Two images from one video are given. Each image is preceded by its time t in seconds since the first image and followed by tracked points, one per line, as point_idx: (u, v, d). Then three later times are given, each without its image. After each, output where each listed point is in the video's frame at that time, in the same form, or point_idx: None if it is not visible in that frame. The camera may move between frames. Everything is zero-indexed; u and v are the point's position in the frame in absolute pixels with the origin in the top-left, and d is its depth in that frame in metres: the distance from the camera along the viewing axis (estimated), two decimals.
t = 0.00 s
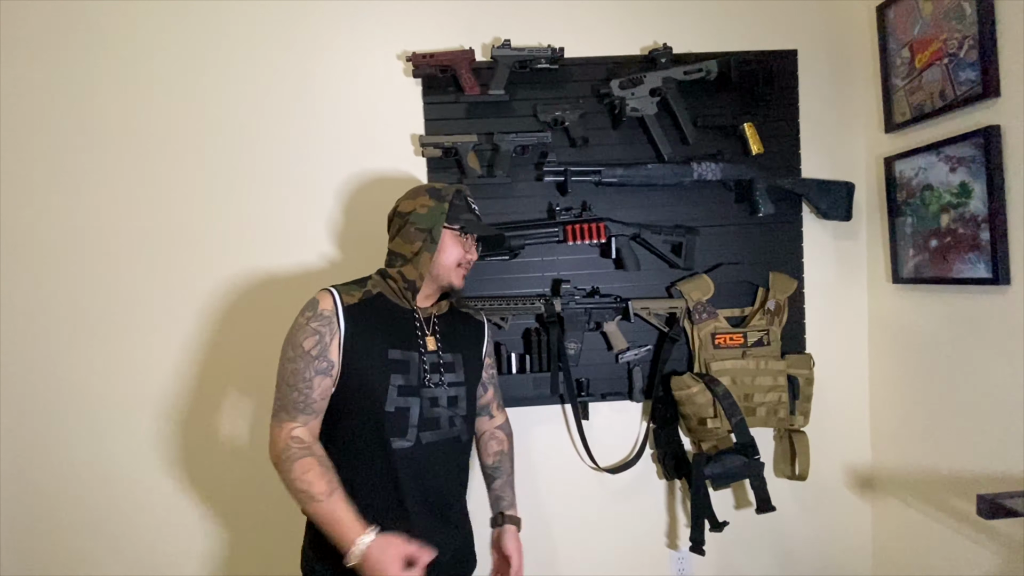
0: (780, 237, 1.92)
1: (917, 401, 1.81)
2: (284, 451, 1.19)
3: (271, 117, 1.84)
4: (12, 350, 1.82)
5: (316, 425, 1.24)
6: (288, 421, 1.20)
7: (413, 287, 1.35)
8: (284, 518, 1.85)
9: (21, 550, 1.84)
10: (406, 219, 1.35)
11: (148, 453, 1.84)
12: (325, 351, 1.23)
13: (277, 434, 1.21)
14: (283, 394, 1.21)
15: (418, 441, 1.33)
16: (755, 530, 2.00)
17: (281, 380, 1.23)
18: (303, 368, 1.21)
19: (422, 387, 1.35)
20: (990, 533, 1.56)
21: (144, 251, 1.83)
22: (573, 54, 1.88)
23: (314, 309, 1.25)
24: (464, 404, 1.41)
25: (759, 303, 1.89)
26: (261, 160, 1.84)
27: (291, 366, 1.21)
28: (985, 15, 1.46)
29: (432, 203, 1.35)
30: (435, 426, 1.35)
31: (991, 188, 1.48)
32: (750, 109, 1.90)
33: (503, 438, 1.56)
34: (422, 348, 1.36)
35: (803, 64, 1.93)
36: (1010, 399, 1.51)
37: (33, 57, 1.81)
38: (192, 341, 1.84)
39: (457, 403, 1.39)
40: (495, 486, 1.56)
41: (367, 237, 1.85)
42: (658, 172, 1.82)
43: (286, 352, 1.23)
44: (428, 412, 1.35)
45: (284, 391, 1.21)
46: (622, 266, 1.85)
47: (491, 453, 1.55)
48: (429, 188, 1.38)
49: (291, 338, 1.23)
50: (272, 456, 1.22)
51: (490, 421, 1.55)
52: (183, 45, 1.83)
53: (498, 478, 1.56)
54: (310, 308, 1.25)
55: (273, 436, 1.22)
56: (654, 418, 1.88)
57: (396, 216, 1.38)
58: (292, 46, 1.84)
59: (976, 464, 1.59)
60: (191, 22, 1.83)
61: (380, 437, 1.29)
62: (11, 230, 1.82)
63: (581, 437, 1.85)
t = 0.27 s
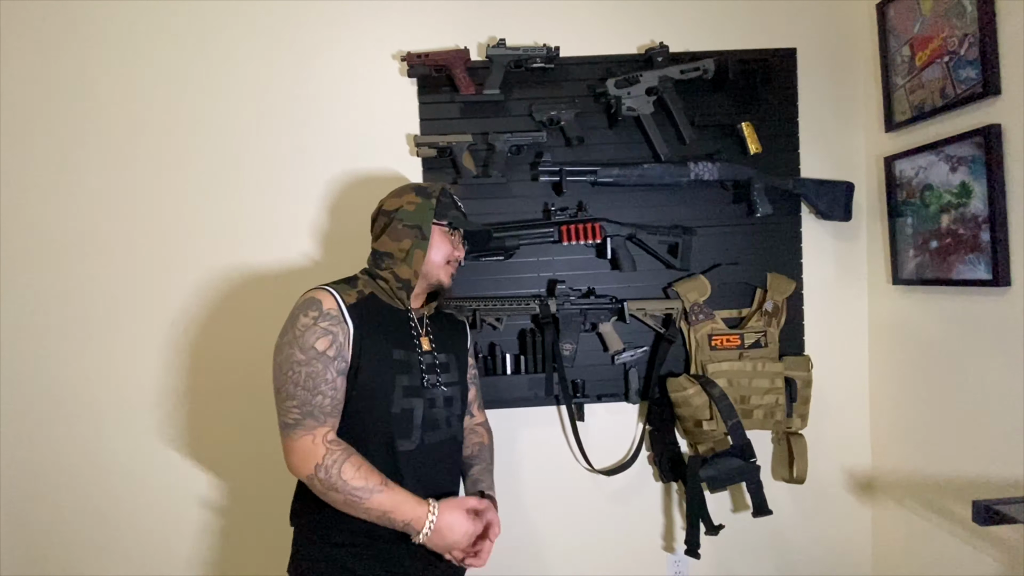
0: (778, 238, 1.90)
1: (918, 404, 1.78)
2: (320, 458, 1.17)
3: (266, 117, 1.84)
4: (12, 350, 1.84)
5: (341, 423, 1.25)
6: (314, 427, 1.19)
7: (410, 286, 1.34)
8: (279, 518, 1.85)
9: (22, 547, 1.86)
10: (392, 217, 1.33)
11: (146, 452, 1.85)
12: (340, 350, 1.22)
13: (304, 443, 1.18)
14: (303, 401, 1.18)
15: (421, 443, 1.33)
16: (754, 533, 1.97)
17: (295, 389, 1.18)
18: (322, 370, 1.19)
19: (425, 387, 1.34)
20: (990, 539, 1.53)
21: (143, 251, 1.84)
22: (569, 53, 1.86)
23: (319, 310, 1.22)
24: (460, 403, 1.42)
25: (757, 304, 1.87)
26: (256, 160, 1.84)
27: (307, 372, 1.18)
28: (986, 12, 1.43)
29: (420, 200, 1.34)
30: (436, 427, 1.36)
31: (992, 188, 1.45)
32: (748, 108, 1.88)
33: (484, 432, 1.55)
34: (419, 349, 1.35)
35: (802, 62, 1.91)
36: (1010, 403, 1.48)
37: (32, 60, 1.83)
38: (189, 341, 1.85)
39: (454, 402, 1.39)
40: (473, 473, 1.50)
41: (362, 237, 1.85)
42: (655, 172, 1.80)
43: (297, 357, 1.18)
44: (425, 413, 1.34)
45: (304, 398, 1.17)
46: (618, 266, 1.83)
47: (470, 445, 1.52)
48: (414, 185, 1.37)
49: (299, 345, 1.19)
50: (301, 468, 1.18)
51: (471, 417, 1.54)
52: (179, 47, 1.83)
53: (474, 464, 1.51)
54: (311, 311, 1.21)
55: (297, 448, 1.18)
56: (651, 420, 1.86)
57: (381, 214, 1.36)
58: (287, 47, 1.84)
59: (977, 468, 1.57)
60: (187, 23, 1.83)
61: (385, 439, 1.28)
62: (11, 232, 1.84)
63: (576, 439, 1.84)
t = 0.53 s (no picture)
0: (774, 238, 1.88)
1: (915, 407, 1.76)
2: (279, 491, 1.07)
3: (260, 117, 1.84)
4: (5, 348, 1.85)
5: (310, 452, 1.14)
6: (283, 455, 1.07)
7: (410, 284, 1.28)
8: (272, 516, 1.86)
9: (16, 544, 1.87)
10: (389, 214, 1.27)
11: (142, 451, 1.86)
12: (324, 374, 1.10)
13: (265, 470, 1.07)
14: (273, 427, 1.06)
15: (413, 459, 1.31)
16: (748, 536, 1.96)
17: (265, 412, 1.06)
18: (301, 396, 1.07)
19: (417, 403, 1.32)
20: (985, 544, 1.51)
21: (138, 250, 1.85)
22: (564, 52, 1.85)
23: (313, 324, 1.09)
24: (442, 416, 1.42)
25: (752, 305, 1.85)
26: (250, 160, 1.84)
27: (283, 396, 1.06)
28: (983, 10, 1.41)
29: (416, 196, 1.30)
30: (426, 442, 1.34)
31: (989, 188, 1.43)
32: (744, 107, 1.87)
33: (458, 422, 1.60)
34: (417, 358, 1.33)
35: (799, 61, 1.89)
36: (1006, 407, 1.46)
37: (25, 58, 1.83)
38: (184, 340, 1.85)
39: (439, 414, 1.39)
40: (457, 466, 1.54)
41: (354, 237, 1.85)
42: (649, 171, 1.79)
43: (276, 377, 1.06)
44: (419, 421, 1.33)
45: (276, 424, 1.05)
46: (612, 267, 1.82)
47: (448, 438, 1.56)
48: (406, 182, 1.32)
49: (279, 362, 1.06)
50: (258, 497, 1.07)
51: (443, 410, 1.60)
52: (173, 46, 1.83)
53: (459, 457, 1.55)
54: (300, 324, 1.08)
55: (257, 474, 1.07)
56: (644, 421, 1.85)
57: (373, 211, 1.29)
58: (281, 46, 1.84)
59: (972, 473, 1.55)
60: (181, 21, 1.83)
61: (381, 459, 1.25)
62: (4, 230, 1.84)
63: (569, 440, 1.83)
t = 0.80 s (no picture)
0: (769, 239, 1.87)
1: (911, 410, 1.74)
2: (302, 567, 0.91)
3: (250, 116, 1.82)
4: None
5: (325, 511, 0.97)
6: (306, 523, 0.91)
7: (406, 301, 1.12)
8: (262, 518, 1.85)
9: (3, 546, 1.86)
10: (374, 223, 1.06)
11: (133, 452, 1.85)
12: (350, 427, 0.95)
13: (283, 544, 0.89)
14: (293, 495, 0.89)
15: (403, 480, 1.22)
16: (743, 540, 1.94)
17: (282, 477, 0.89)
18: (327, 456, 0.92)
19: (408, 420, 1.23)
20: (981, 549, 1.49)
21: (128, 249, 1.83)
22: (557, 52, 1.84)
23: (340, 372, 0.93)
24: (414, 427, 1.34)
25: (747, 306, 1.84)
26: (240, 159, 1.83)
27: (308, 457, 0.90)
28: (979, 9, 1.39)
29: (401, 197, 1.10)
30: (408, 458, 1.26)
31: (985, 188, 1.41)
32: (738, 107, 1.85)
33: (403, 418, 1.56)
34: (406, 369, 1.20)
35: (795, 60, 1.87)
36: (1002, 411, 1.45)
37: (11, 56, 1.80)
38: (175, 340, 1.84)
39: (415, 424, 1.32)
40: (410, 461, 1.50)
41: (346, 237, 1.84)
42: (642, 172, 1.78)
43: (299, 436, 0.89)
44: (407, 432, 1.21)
45: (299, 490, 0.89)
46: (605, 268, 1.82)
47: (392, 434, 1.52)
48: (382, 178, 1.10)
49: (298, 416, 0.89)
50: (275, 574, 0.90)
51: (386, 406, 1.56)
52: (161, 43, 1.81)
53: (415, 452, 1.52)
54: (320, 369, 0.91)
55: (270, 550, 0.89)
56: (638, 423, 1.84)
57: (349, 218, 1.05)
58: (270, 44, 1.82)
59: (968, 477, 1.53)
60: (169, 18, 1.81)
61: (383, 491, 1.13)
62: None
63: (562, 442, 1.83)
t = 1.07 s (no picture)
0: (766, 241, 1.85)
1: (909, 414, 1.72)
2: (371, 556, 0.97)
3: (244, 117, 1.82)
4: None
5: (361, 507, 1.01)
6: (360, 530, 0.95)
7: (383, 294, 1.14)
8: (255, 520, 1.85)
9: None
10: (341, 224, 1.04)
11: (128, 452, 1.85)
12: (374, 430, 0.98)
13: (348, 553, 0.93)
14: (346, 508, 0.92)
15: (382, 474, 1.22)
16: (739, 545, 1.92)
17: (330, 497, 0.90)
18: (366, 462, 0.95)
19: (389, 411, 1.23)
20: (979, 556, 1.47)
21: (124, 250, 1.83)
22: (552, 52, 1.83)
23: (358, 385, 0.95)
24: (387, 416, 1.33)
25: (743, 308, 1.82)
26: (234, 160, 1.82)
27: (350, 470, 0.92)
28: (977, 8, 1.38)
29: (364, 193, 1.08)
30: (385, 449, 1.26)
31: (983, 190, 1.39)
32: (735, 107, 1.84)
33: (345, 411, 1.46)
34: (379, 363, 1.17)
35: (792, 61, 1.86)
36: (1000, 415, 1.43)
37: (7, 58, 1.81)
38: (169, 341, 1.84)
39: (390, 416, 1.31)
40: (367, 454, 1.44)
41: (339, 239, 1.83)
42: (637, 173, 1.76)
43: (339, 454, 0.91)
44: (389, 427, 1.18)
45: (351, 501, 0.92)
46: (599, 269, 1.80)
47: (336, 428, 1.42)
48: (341, 175, 1.06)
49: (332, 436, 0.90)
50: None
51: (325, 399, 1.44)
52: (156, 45, 1.81)
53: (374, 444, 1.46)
54: (341, 386, 0.92)
55: (332, 564, 0.93)
56: (632, 426, 1.82)
57: (314, 223, 1.03)
58: (265, 45, 1.82)
59: (966, 482, 1.51)
60: (164, 20, 1.81)
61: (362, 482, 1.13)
62: None
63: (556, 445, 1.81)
